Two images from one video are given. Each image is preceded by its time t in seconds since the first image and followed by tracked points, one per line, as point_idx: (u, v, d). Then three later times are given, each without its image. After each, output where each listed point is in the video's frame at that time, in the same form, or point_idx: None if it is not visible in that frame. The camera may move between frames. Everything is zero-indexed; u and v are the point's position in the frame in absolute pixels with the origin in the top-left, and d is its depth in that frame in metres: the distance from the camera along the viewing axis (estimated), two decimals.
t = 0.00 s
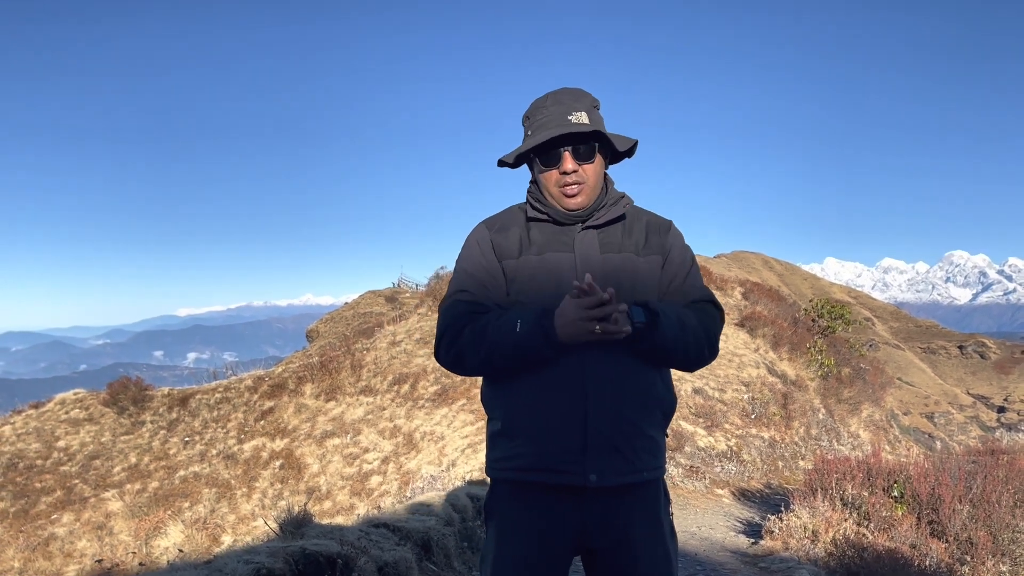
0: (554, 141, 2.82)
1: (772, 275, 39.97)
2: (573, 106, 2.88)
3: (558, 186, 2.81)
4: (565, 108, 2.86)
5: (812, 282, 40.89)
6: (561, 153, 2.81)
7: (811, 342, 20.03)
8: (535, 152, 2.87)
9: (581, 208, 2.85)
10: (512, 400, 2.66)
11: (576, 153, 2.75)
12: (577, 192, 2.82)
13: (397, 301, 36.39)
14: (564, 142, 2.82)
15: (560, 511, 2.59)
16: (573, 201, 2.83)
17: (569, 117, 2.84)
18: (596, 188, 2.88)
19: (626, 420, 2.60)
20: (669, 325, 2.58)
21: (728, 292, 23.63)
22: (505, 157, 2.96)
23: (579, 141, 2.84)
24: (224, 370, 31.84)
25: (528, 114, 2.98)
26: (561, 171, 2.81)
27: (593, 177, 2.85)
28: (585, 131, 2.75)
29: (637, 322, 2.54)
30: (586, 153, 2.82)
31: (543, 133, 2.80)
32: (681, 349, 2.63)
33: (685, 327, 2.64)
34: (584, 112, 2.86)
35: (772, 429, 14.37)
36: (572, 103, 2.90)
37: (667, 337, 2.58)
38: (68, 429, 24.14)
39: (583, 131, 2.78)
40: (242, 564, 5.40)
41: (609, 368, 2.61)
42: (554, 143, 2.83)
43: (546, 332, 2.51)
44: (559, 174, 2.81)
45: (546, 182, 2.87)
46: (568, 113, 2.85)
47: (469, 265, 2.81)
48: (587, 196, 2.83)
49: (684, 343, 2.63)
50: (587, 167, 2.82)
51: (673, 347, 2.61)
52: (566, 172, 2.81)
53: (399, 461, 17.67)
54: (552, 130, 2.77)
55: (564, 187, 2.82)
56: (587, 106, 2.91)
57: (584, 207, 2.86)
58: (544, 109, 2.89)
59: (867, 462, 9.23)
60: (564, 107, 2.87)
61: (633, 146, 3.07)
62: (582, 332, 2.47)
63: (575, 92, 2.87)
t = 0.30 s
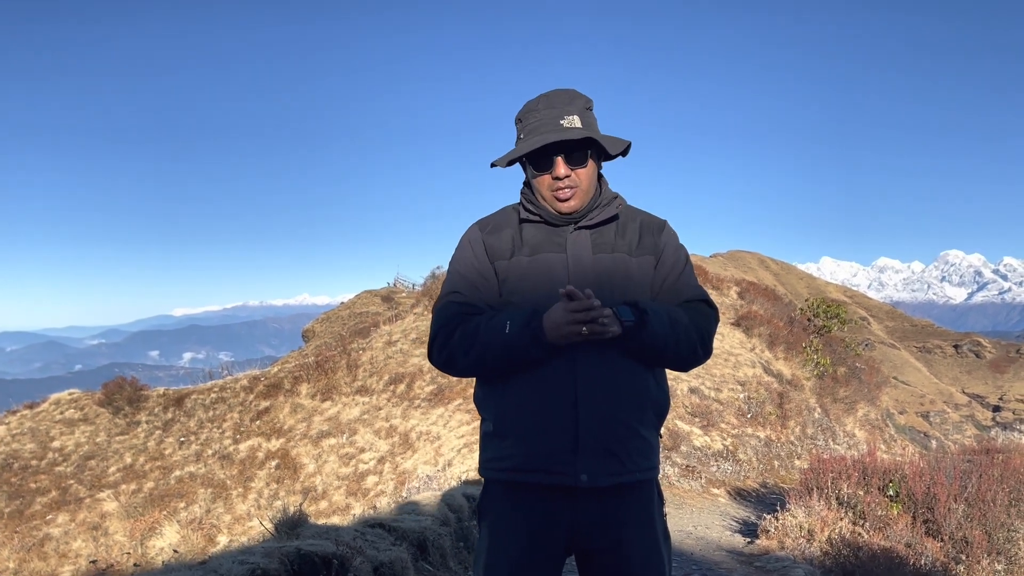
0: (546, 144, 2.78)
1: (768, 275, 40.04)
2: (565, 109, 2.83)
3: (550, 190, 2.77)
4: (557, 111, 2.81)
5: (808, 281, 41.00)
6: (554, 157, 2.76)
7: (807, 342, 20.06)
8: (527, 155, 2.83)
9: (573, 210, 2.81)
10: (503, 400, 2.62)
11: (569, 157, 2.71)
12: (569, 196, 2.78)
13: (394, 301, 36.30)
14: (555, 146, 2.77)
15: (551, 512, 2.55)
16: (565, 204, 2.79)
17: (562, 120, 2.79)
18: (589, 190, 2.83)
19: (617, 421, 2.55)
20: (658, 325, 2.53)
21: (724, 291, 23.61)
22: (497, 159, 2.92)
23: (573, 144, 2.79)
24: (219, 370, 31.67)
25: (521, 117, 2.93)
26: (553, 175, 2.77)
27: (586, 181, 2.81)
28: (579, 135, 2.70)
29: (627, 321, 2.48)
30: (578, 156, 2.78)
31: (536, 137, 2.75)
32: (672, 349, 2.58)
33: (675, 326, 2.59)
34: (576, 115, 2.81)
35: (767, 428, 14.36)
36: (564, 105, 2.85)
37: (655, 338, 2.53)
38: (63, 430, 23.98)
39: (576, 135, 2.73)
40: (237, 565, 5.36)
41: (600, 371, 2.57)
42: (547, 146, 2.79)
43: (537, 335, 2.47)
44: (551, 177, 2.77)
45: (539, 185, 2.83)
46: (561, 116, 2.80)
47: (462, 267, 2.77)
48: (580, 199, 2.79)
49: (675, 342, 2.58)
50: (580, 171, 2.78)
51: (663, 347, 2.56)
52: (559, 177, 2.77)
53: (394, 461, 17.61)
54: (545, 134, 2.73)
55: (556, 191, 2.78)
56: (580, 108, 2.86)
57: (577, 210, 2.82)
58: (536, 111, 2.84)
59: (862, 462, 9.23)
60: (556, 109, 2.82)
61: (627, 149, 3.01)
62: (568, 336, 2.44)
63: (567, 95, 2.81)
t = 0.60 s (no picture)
0: (541, 143, 2.72)
1: (762, 274, 40.14)
2: (564, 110, 2.77)
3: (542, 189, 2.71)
4: (557, 111, 2.74)
5: (802, 280, 41.15)
6: (548, 157, 2.69)
7: (802, 341, 20.09)
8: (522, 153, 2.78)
9: (564, 211, 2.76)
10: (493, 399, 2.57)
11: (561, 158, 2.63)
12: (561, 197, 2.72)
13: (389, 300, 36.19)
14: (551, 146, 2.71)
15: (543, 511, 2.51)
16: (555, 205, 2.73)
17: (559, 121, 2.73)
18: (583, 191, 2.78)
19: (609, 419, 2.51)
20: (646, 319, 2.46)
21: (719, 290, 23.63)
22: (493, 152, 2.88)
23: (568, 146, 2.72)
24: (214, 370, 31.47)
25: (520, 113, 2.88)
26: (546, 175, 2.70)
27: (579, 184, 2.75)
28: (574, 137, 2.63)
29: (612, 311, 2.42)
30: (573, 159, 2.72)
31: (531, 135, 2.70)
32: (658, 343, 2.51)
33: (666, 322, 2.52)
34: (574, 117, 2.75)
35: (762, 427, 14.37)
36: (563, 106, 2.79)
37: (642, 333, 2.45)
38: (56, 430, 23.77)
39: (571, 137, 2.66)
40: (230, 565, 5.29)
41: (592, 368, 2.52)
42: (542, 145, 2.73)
43: (509, 320, 2.43)
44: (543, 177, 2.71)
45: (531, 185, 2.77)
46: (559, 117, 2.74)
47: (453, 267, 2.75)
48: (571, 201, 2.73)
49: (662, 336, 2.50)
50: (573, 173, 2.71)
51: (653, 343, 2.50)
52: (550, 177, 2.70)
53: (389, 461, 17.53)
54: (541, 133, 2.67)
55: (547, 191, 2.72)
56: (580, 111, 2.80)
57: (569, 210, 2.76)
58: (535, 109, 2.79)
59: (856, 460, 9.23)
60: (555, 109, 2.76)
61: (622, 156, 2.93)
62: (544, 320, 2.36)
63: (567, 95, 2.75)
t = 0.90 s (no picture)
0: (561, 138, 2.71)
1: (756, 272, 40.25)
2: (593, 115, 2.76)
3: (545, 181, 2.70)
4: (586, 113, 2.73)
5: (796, 278, 41.30)
6: (562, 153, 2.69)
7: (796, 338, 20.14)
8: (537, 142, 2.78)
9: (563, 209, 2.75)
10: (486, 393, 2.53)
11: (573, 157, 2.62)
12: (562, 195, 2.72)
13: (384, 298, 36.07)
14: (568, 143, 2.71)
15: (537, 508, 2.47)
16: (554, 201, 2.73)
17: (586, 124, 2.71)
18: (585, 192, 2.78)
19: (602, 415, 2.48)
20: (617, 280, 2.37)
21: (713, 289, 23.67)
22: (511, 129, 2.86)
23: (584, 149, 2.71)
24: (208, 369, 31.29)
25: (551, 103, 2.86)
26: (554, 168, 2.69)
27: (582, 187, 2.75)
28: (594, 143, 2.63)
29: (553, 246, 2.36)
30: (585, 163, 2.73)
31: (554, 126, 2.68)
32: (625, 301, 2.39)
33: (643, 289, 2.40)
34: (601, 125, 2.75)
35: (756, 424, 14.40)
36: (593, 110, 2.79)
37: (605, 286, 2.37)
38: (49, 430, 23.58)
39: (592, 142, 2.65)
40: (225, 565, 5.23)
41: (582, 363, 2.48)
42: (560, 141, 2.72)
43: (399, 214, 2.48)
44: (551, 170, 2.69)
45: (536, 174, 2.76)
46: (586, 120, 2.72)
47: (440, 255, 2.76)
48: (571, 201, 2.74)
49: (637, 305, 2.40)
50: (580, 177, 2.71)
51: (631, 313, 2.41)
52: (557, 172, 2.69)
53: (384, 460, 17.47)
54: (564, 127, 2.66)
55: (549, 184, 2.71)
56: (608, 122, 2.79)
57: (567, 208, 2.76)
58: (568, 104, 2.76)
59: (850, 457, 9.24)
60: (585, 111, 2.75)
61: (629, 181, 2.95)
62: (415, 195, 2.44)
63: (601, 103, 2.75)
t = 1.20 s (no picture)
0: (556, 132, 2.67)
1: (750, 269, 40.37)
2: (588, 108, 2.74)
3: (543, 175, 2.67)
4: (581, 107, 2.71)
5: (790, 276, 41.47)
6: (558, 146, 2.65)
7: (790, 335, 20.22)
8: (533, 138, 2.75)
9: (560, 203, 2.71)
10: (482, 390, 2.50)
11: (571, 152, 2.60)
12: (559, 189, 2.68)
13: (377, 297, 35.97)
14: (564, 135, 2.69)
15: (532, 506, 2.44)
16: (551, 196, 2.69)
17: (582, 118, 2.69)
18: (583, 187, 2.75)
19: (597, 412, 2.45)
20: (615, 275, 2.34)
21: (707, 286, 23.72)
22: (505, 127, 2.84)
23: (580, 142, 2.68)
24: (202, 368, 31.12)
25: (545, 99, 2.84)
26: (551, 161, 2.66)
27: (580, 182, 2.71)
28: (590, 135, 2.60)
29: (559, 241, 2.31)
30: (583, 156, 2.69)
31: (550, 120, 2.65)
32: (623, 297, 2.36)
33: (640, 283, 2.37)
34: (596, 118, 2.72)
35: (750, 421, 14.44)
36: (588, 105, 2.76)
37: (604, 281, 2.34)
38: (43, 430, 23.40)
39: (588, 134, 2.62)
40: (220, 564, 5.17)
41: (578, 360, 2.44)
42: (556, 135, 2.69)
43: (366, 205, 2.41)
44: (548, 164, 2.66)
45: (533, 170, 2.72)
46: (581, 114, 2.70)
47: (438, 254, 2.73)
48: (569, 195, 2.69)
49: (636, 301, 2.37)
50: (577, 170, 2.67)
51: (629, 309, 2.38)
52: (554, 166, 2.65)
53: (379, 459, 17.42)
54: (559, 120, 2.64)
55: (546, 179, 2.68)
56: (602, 116, 2.77)
57: (565, 203, 2.71)
58: (562, 99, 2.74)
59: (844, 454, 9.27)
60: (580, 105, 2.72)
61: (626, 175, 2.92)
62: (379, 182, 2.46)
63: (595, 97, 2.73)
